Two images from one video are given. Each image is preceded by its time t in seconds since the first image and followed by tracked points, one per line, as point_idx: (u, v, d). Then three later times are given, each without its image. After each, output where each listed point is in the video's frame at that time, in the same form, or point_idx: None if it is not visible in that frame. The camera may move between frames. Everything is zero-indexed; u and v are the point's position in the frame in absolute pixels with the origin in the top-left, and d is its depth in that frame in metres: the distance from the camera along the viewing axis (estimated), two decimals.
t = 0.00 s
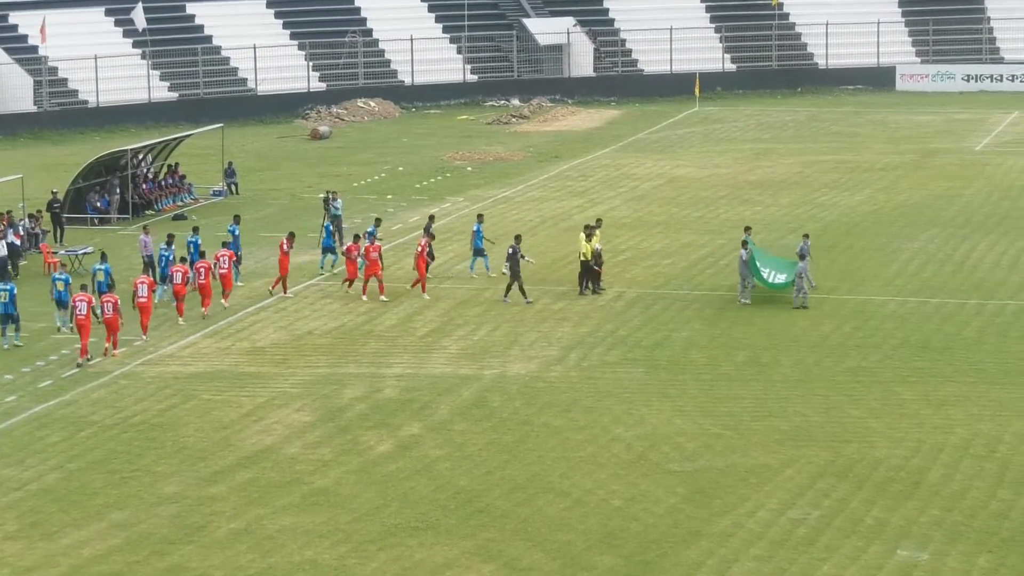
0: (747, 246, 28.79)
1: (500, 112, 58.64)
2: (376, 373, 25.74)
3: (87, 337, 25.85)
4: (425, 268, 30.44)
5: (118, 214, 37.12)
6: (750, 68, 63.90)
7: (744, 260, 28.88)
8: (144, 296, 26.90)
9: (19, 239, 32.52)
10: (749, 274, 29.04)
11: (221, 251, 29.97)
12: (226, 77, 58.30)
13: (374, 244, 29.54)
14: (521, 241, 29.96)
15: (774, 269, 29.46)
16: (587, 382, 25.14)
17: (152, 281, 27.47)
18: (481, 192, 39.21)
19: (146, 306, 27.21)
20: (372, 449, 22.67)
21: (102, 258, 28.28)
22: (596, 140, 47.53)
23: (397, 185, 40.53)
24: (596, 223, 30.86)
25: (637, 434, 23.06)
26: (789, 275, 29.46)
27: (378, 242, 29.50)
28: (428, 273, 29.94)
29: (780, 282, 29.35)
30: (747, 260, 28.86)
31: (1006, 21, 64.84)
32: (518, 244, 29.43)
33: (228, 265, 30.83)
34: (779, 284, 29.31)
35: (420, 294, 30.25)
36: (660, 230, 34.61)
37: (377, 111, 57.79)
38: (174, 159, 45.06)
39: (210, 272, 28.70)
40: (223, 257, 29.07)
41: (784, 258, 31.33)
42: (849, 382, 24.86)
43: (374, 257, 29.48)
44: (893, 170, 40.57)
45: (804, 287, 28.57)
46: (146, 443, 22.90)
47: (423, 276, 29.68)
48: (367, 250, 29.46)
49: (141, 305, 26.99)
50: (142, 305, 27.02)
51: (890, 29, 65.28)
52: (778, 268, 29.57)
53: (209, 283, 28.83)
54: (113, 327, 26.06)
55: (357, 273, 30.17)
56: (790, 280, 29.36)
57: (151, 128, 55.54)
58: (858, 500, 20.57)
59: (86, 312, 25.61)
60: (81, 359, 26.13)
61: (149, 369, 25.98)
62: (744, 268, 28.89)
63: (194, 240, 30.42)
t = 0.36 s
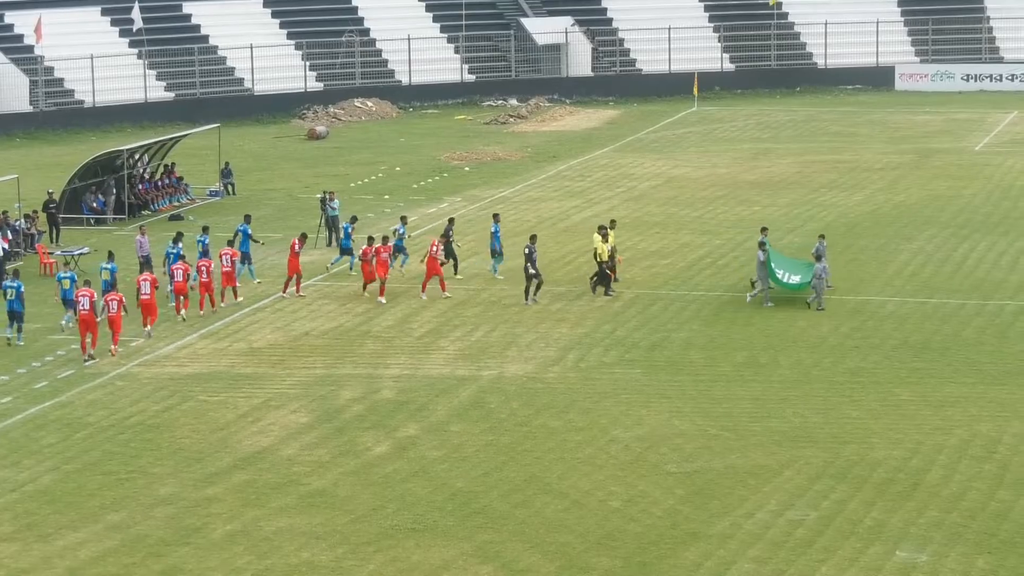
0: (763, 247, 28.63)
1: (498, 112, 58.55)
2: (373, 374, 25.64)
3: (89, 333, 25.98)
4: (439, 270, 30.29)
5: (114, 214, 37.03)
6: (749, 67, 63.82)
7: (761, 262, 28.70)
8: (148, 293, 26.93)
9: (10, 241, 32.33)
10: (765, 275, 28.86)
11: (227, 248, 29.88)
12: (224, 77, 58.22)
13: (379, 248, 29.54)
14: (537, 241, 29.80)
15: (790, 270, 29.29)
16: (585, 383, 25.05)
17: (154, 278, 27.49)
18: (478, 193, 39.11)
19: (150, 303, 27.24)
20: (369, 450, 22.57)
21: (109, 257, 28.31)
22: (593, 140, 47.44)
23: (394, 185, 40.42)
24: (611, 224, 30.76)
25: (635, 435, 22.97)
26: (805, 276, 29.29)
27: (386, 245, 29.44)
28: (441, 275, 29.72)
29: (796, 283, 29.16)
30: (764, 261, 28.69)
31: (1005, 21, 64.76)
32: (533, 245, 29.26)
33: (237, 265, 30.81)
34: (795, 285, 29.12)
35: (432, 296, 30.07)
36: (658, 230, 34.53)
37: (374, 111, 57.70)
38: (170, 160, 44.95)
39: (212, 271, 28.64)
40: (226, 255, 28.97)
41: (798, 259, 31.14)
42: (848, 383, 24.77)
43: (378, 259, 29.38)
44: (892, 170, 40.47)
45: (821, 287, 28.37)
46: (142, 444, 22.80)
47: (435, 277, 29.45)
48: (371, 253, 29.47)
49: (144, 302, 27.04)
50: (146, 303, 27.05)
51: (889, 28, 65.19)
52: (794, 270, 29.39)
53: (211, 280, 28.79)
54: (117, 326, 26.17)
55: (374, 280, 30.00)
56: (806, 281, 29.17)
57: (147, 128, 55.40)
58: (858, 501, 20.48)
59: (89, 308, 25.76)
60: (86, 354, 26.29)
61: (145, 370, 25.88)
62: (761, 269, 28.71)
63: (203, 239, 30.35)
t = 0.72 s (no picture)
0: (771, 248, 28.58)
1: (488, 112, 58.58)
2: (363, 374, 25.63)
3: (87, 332, 26.11)
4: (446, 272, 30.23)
5: (103, 215, 37.03)
6: (738, 67, 63.87)
7: (769, 263, 28.65)
8: (146, 291, 26.89)
9: None
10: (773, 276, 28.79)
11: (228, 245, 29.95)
12: (213, 77, 58.19)
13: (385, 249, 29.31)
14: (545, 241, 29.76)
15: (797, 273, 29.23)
16: (574, 383, 25.05)
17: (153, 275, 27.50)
18: (468, 193, 39.12)
19: (148, 300, 27.30)
20: (358, 451, 22.56)
21: (109, 255, 28.47)
22: (583, 140, 47.48)
23: (383, 186, 40.42)
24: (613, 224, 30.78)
25: (625, 435, 22.97)
26: (813, 279, 29.22)
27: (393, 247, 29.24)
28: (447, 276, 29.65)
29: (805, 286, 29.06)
30: (772, 262, 28.63)
31: (995, 21, 64.80)
32: (541, 246, 29.20)
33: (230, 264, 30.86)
34: (804, 287, 29.03)
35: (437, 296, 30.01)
36: (647, 230, 34.54)
37: (364, 111, 57.73)
38: (159, 160, 44.92)
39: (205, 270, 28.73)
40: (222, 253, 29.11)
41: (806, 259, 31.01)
42: (837, 383, 24.78)
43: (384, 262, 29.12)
44: (882, 170, 40.51)
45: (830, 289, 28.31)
46: (132, 445, 22.79)
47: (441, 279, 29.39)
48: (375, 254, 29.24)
49: (143, 300, 27.09)
50: (144, 301, 27.13)
51: (879, 28, 65.23)
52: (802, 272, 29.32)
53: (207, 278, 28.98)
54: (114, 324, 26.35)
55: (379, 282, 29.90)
56: (814, 283, 29.09)
57: (136, 128, 55.33)
58: (847, 502, 20.49)
59: (88, 307, 25.87)
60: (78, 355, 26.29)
61: (134, 371, 25.85)
62: (769, 270, 28.65)
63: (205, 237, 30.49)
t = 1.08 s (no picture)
0: (781, 248, 28.54)
1: (481, 112, 58.60)
2: (356, 374, 25.63)
3: (90, 328, 26.36)
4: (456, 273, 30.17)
5: (97, 215, 37.05)
6: (732, 67, 63.88)
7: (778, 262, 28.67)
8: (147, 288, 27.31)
9: None
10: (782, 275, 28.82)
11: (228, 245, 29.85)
12: (206, 77, 58.20)
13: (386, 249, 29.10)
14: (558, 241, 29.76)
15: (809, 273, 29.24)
16: (567, 383, 25.05)
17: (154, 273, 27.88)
18: (461, 193, 39.13)
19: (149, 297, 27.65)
20: (352, 451, 22.55)
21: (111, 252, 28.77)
22: (576, 140, 47.48)
23: (377, 186, 40.42)
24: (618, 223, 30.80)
25: (618, 435, 22.97)
26: (824, 280, 29.19)
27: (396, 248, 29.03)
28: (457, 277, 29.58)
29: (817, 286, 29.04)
30: (781, 262, 28.66)
31: (988, 21, 64.81)
32: (552, 246, 29.16)
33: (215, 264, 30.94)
34: (814, 288, 29.02)
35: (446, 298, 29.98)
36: (640, 230, 34.55)
37: (357, 111, 57.75)
38: (153, 160, 44.91)
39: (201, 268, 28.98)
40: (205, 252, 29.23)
41: (817, 260, 30.93)
42: (831, 383, 24.78)
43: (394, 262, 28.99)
44: (875, 170, 40.52)
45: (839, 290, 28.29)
46: (125, 445, 22.79)
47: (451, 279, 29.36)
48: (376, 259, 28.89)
49: (143, 296, 27.55)
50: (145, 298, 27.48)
51: (872, 29, 65.21)
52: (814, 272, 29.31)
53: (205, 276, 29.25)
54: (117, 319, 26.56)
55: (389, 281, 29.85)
56: (825, 285, 29.04)
57: (130, 128, 55.28)
58: (841, 501, 20.49)
59: (91, 304, 26.15)
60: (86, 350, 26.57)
61: (128, 371, 25.86)
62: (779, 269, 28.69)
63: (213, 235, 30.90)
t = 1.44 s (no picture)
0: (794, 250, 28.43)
1: (477, 112, 58.61)
2: (352, 375, 25.62)
3: (93, 324, 26.50)
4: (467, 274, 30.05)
5: (92, 215, 37.05)
6: (727, 67, 63.89)
7: (791, 264, 28.70)
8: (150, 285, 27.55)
9: None
10: (795, 277, 28.81)
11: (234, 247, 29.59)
12: (201, 77, 58.23)
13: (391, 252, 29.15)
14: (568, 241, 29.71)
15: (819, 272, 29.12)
16: (563, 384, 25.04)
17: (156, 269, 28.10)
18: (457, 193, 39.13)
19: (152, 293, 27.89)
20: (348, 452, 22.55)
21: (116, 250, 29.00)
22: (571, 140, 47.50)
23: (372, 186, 40.43)
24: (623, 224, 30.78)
25: (614, 435, 22.97)
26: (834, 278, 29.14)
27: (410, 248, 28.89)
28: (470, 278, 29.47)
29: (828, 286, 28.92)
30: (795, 264, 28.71)
31: (984, 22, 64.82)
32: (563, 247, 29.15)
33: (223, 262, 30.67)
34: (825, 288, 28.97)
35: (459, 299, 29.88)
36: (636, 230, 34.55)
37: (352, 111, 57.81)
38: (148, 160, 44.91)
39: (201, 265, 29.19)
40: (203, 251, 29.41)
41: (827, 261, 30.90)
42: (826, 383, 24.78)
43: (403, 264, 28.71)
44: (870, 170, 40.53)
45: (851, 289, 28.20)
46: (121, 445, 22.78)
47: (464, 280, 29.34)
48: (376, 261, 29.13)
49: (147, 293, 27.70)
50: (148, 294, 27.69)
51: (867, 30, 65.17)
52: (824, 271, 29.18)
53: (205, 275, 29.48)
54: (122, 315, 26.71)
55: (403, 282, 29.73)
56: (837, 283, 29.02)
57: (126, 129, 55.22)
58: (836, 502, 20.49)
59: (94, 300, 26.23)
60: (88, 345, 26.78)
61: (124, 371, 25.85)
62: (793, 271, 28.72)
63: (222, 235, 30.87)
